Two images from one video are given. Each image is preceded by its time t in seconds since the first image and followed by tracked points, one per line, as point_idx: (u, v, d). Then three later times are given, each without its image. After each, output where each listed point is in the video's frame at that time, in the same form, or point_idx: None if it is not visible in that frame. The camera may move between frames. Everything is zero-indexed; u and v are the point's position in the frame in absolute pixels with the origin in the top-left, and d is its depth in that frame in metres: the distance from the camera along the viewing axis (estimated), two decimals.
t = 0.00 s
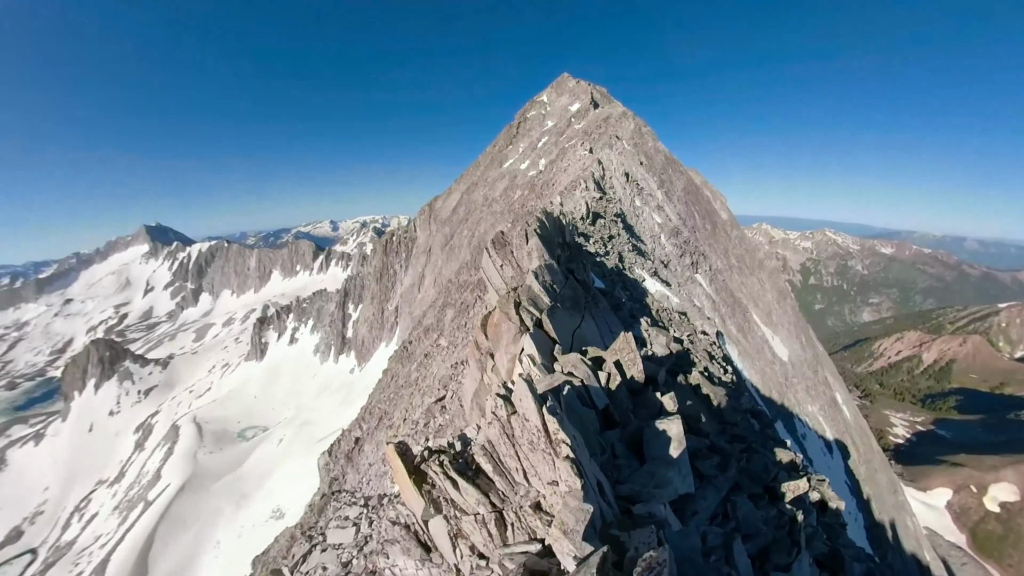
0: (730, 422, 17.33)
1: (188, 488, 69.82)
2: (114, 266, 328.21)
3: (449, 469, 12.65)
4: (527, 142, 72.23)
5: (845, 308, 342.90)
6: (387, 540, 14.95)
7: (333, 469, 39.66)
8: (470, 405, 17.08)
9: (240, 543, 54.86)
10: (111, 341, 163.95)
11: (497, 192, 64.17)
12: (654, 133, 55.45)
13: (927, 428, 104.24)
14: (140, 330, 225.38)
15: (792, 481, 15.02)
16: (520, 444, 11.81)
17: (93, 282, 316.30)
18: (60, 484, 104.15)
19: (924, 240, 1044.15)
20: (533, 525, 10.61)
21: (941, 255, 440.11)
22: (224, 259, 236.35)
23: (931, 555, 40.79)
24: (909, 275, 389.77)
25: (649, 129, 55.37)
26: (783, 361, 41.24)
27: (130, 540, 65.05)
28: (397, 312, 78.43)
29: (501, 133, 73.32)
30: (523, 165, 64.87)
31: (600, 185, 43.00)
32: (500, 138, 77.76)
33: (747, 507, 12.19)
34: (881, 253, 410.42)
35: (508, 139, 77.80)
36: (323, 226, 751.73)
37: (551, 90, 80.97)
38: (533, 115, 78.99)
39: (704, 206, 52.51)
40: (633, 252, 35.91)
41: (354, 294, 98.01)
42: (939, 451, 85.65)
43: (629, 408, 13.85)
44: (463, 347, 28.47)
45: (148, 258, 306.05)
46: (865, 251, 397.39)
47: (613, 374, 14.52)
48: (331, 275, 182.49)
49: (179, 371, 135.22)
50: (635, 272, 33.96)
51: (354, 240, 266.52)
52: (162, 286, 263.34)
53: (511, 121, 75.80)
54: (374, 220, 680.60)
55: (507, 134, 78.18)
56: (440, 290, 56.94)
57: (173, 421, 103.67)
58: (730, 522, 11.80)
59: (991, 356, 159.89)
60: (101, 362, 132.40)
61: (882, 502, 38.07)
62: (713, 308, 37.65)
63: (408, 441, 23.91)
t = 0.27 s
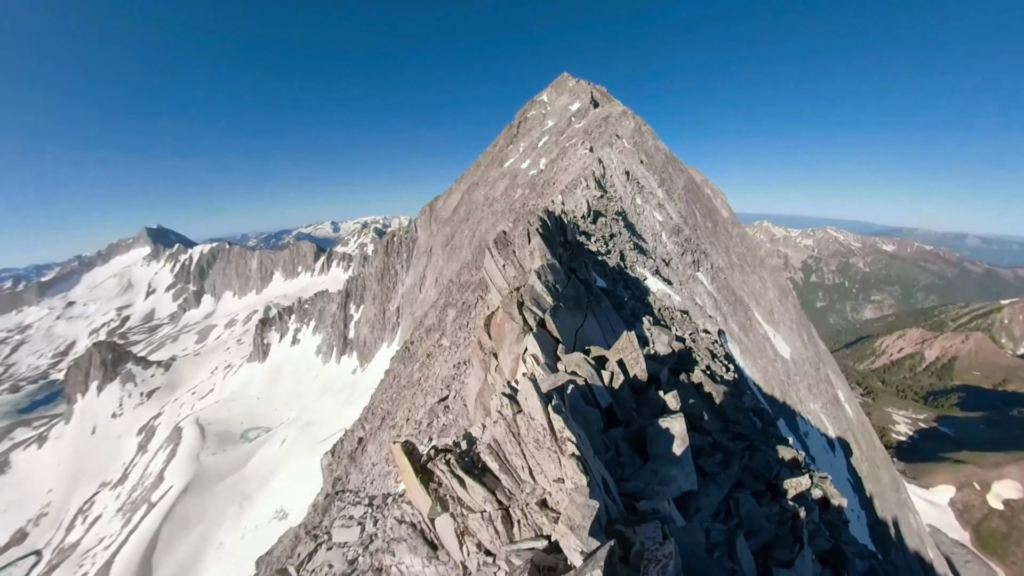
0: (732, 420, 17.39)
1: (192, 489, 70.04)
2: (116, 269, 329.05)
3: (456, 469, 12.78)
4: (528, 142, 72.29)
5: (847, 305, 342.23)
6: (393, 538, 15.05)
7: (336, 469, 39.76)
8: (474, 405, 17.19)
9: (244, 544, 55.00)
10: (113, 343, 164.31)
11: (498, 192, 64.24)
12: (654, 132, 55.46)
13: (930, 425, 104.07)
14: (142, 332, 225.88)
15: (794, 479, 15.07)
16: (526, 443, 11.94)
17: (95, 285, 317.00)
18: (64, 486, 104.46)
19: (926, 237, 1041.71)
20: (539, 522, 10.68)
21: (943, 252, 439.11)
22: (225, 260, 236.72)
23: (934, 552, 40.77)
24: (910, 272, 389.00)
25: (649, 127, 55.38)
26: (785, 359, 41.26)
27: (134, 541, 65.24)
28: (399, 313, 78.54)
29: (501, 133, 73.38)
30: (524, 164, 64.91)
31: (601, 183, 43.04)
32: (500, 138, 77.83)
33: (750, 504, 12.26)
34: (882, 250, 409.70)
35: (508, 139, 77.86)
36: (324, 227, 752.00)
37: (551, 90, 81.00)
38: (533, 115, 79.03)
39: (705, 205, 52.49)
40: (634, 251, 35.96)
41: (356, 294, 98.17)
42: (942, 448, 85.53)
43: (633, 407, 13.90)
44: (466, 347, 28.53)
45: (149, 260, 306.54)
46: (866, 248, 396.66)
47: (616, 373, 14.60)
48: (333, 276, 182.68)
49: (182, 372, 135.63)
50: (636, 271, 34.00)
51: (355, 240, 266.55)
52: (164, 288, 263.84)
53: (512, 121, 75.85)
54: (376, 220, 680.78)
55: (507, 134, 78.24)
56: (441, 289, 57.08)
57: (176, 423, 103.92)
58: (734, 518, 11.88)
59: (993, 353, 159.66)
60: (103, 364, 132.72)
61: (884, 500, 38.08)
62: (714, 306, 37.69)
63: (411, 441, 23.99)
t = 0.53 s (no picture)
0: (733, 418, 17.41)
1: (194, 489, 70.17)
2: (117, 269, 329.54)
3: (458, 466, 12.84)
4: (528, 141, 72.25)
5: (848, 304, 341.57)
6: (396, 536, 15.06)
7: (338, 468, 39.80)
8: (476, 404, 17.22)
9: (246, 543, 55.11)
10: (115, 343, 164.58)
11: (499, 191, 64.23)
12: (655, 131, 55.40)
13: (931, 424, 103.95)
14: (143, 332, 226.25)
15: (795, 477, 15.06)
16: (528, 441, 11.98)
17: (96, 285, 317.45)
18: (66, 486, 104.70)
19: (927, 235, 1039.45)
20: (541, 520, 10.68)
21: (944, 251, 438.44)
22: (226, 260, 237.03)
23: (936, 552, 40.73)
24: (912, 271, 388.39)
25: (650, 126, 55.32)
26: (786, 358, 41.23)
27: (136, 540, 65.40)
28: (400, 312, 78.60)
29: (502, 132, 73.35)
30: (525, 163, 64.88)
31: (601, 182, 43.04)
32: (501, 137, 77.83)
33: (751, 501, 12.29)
34: (884, 249, 409.07)
35: (509, 138, 77.83)
36: (325, 227, 752.17)
37: (552, 89, 80.93)
38: (534, 114, 78.98)
39: (706, 203, 52.43)
40: (635, 250, 35.95)
41: (357, 294, 98.23)
42: (944, 448, 85.44)
43: (634, 405, 13.93)
44: (467, 346, 28.57)
45: (150, 260, 306.88)
46: (867, 247, 396.09)
47: (617, 372, 14.61)
48: (334, 276, 182.77)
49: (183, 372, 135.94)
50: (637, 270, 34.00)
51: (356, 240, 266.58)
52: (165, 288, 264.22)
53: (512, 120, 75.80)
54: (376, 219, 680.57)
55: (508, 133, 78.21)
56: (442, 289, 57.11)
57: (177, 423, 104.11)
58: (734, 516, 11.91)
59: (995, 352, 159.46)
60: (105, 364, 132.98)
61: (886, 498, 38.05)
62: (715, 305, 37.67)
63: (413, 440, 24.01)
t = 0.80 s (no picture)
0: (735, 416, 17.47)
1: (196, 489, 70.34)
2: (119, 269, 330.32)
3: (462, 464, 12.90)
4: (529, 140, 72.25)
5: (850, 302, 340.88)
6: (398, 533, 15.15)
7: (340, 467, 39.91)
8: (479, 401, 17.31)
9: (249, 542, 55.27)
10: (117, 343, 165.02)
11: (499, 190, 64.32)
12: (656, 129, 55.35)
13: (933, 423, 103.85)
14: (146, 332, 226.79)
15: (796, 475, 15.08)
16: (532, 438, 12.07)
17: (98, 285, 318.10)
18: (69, 486, 105.01)
19: (929, 233, 1037.22)
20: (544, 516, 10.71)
21: (946, 249, 437.56)
22: (228, 260, 237.42)
23: (938, 550, 40.71)
24: (913, 269, 387.71)
25: (651, 125, 55.27)
26: (787, 356, 41.24)
27: (139, 539, 65.63)
28: (401, 311, 78.71)
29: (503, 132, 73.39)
30: (526, 162, 64.93)
31: (602, 181, 43.04)
32: (502, 136, 77.82)
33: (752, 499, 12.32)
34: (885, 247, 408.30)
35: (510, 137, 77.89)
36: (326, 227, 753.05)
37: (553, 88, 80.92)
38: (535, 113, 78.99)
39: (707, 202, 52.38)
40: (636, 249, 35.97)
41: (359, 293, 98.32)
42: (945, 446, 85.37)
43: (636, 403, 13.96)
44: (469, 344, 28.65)
45: (152, 261, 307.23)
46: (869, 245, 395.51)
47: (619, 370, 14.66)
48: (335, 275, 182.97)
49: (186, 372, 136.18)
50: (638, 268, 34.03)
51: (357, 240, 266.72)
52: (167, 288, 264.74)
53: (513, 119, 75.82)
54: (378, 219, 680.79)
55: (509, 132, 78.24)
56: (444, 288, 57.20)
57: (180, 422, 104.37)
58: (736, 513, 11.96)
59: (997, 351, 159.29)
60: (108, 364, 133.31)
61: (887, 497, 38.02)
62: (716, 303, 37.66)
63: (414, 438, 24.05)
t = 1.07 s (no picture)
0: (735, 418, 17.37)
1: (193, 484, 70.22)
2: (119, 264, 330.06)
3: (461, 467, 12.78)
4: (530, 139, 72.08)
5: (849, 305, 340.71)
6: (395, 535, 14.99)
7: (337, 464, 39.79)
8: (477, 402, 17.17)
9: (244, 538, 55.15)
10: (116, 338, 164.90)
11: (500, 189, 64.21)
12: (657, 130, 55.06)
13: (930, 427, 103.89)
14: (144, 327, 226.59)
15: (797, 479, 14.96)
16: (532, 441, 11.94)
17: (97, 280, 317.87)
18: (66, 480, 104.90)
19: (929, 237, 1036.91)
20: (544, 521, 10.60)
21: (946, 253, 437.52)
22: (228, 255, 237.17)
23: (934, 554, 40.68)
24: (913, 273, 387.75)
25: (652, 125, 55.01)
26: (786, 358, 41.14)
27: (135, 534, 65.56)
28: (401, 309, 78.60)
29: (504, 130, 73.22)
30: (527, 161, 64.80)
31: (603, 181, 42.93)
32: (503, 135, 77.64)
33: (754, 503, 12.22)
34: (885, 251, 408.33)
35: (511, 135, 77.70)
36: (327, 223, 752.22)
37: (555, 87, 80.66)
38: (537, 111, 78.77)
39: (708, 203, 52.19)
40: (636, 249, 35.82)
41: (358, 290, 98.13)
42: (943, 450, 85.44)
43: (637, 405, 13.83)
44: (468, 343, 28.52)
45: (152, 255, 306.80)
46: (869, 248, 395.61)
47: (620, 372, 14.55)
48: (335, 272, 182.66)
49: (184, 367, 135.92)
50: (639, 269, 33.93)
51: (358, 236, 266.40)
52: (167, 283, 264.47)
53: (514, 118, 75.64)
54: (378, 216, 680.21)
55: (510, 131, 78.07)
56: (444, 286, 57.08)
57: (178, 418, 104.24)
58: (738, 517, 11.83)
59: (995, 355, 159.35)
60: (106, 359, 133.01)
61: (884, 500, 37.98)
62: (716, 305, 37.50)
63: (411, 438, 23.93)
